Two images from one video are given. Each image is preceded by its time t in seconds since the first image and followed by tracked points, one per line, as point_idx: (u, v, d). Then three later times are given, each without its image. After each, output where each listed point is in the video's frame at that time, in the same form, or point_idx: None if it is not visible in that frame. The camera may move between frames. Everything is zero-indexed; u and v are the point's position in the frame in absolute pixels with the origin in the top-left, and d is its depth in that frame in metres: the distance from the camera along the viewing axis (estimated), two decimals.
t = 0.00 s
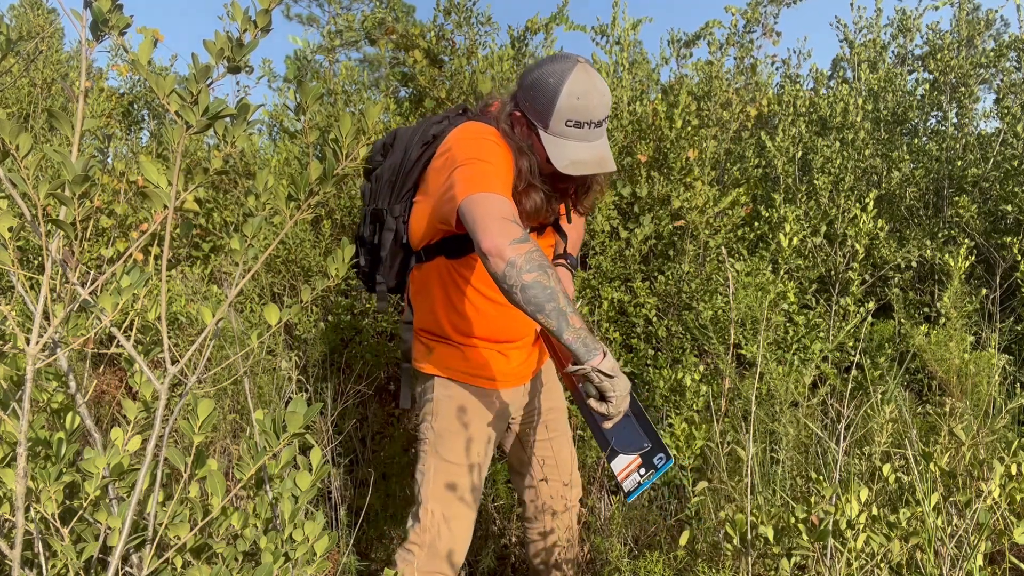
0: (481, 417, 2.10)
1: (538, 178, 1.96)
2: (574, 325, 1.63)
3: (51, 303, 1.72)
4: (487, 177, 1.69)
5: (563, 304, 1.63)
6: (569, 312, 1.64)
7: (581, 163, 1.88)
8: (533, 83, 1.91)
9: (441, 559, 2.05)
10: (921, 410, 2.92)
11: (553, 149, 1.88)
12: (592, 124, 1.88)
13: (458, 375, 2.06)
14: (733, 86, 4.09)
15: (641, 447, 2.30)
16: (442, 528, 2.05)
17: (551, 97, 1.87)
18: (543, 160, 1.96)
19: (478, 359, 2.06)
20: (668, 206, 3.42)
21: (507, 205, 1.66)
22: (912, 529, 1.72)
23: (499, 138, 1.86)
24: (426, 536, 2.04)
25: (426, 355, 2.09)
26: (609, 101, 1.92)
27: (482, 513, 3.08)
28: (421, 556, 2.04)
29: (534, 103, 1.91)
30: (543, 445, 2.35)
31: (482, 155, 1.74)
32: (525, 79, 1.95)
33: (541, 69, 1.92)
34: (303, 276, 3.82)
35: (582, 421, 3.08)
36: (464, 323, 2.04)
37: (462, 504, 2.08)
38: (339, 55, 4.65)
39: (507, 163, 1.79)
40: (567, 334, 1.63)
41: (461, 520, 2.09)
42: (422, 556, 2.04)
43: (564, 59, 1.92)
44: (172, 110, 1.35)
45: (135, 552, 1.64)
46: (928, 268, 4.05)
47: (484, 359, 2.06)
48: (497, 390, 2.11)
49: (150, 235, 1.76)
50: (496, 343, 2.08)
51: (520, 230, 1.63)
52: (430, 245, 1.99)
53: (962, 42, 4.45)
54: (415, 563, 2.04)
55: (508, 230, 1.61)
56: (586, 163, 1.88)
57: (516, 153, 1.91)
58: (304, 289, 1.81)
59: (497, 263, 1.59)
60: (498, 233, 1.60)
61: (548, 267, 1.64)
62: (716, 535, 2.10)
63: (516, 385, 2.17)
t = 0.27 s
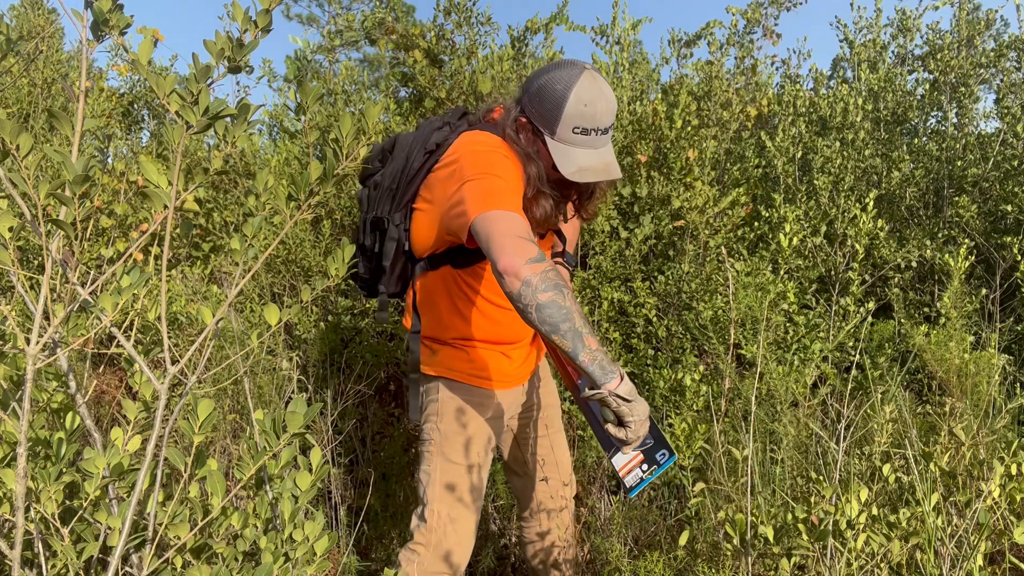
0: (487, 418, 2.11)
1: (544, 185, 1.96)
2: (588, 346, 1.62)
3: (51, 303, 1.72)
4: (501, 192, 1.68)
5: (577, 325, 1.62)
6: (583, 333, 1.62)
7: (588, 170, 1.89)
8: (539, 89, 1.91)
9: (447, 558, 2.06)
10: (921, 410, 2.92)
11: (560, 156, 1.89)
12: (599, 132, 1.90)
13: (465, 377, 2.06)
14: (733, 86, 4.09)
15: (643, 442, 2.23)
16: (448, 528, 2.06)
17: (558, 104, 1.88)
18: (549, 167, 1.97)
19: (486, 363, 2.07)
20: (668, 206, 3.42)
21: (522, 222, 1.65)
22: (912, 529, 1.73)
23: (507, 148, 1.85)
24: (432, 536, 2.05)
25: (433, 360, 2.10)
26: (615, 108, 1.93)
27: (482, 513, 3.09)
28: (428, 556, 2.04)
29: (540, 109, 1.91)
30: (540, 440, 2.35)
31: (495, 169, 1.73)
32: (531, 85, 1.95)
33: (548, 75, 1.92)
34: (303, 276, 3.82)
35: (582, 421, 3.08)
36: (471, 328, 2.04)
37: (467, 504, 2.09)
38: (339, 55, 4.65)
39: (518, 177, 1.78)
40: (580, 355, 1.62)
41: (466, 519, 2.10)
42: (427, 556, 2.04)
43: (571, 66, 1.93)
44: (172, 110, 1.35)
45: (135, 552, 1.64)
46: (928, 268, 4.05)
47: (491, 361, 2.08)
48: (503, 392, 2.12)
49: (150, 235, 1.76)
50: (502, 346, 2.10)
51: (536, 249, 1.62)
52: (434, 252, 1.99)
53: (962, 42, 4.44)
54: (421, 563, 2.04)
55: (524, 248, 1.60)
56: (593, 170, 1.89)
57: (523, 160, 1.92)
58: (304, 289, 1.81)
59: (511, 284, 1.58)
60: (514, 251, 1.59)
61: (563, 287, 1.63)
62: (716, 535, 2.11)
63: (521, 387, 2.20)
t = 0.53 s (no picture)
0: (485, 420, 2.12)
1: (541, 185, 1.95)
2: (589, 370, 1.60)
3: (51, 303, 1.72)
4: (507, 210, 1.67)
5: (577, 352, 1.60)
6: (581, 359, 1.61)
7: (585, 169, 1.88)
8: (534, 89, 1.91)
9: (445, 557, 2.07)
10: (921, 410, 2.92)
11: (556, 156, 1.88)
12: (595, 130, 1.89)
13: (462, 378, 2.06)
14: (733, 86, 4.09)
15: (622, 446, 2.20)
16: (445, 528, 2.07)
17: (553, 104, 1.87)
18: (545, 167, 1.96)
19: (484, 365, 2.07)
20: (668, 206, 3.42)
21: (529, 243, 1.64)
22: (912, 529, 1.72)
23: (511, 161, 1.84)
24: (429, 536, 2.06)
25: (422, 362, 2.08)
26: (611, 107, 1.92)
27: (482, 513, 3.09)
28: (425, 556, 2.05)
29: (536, 110, 1.91)
30: (533, 438, 2.34)
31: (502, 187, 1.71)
32: (526, 87, 1.95)
33: (543, 75, 1.92)
34: (303, 276, 3.82)
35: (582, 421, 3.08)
36: (465, 332, 2.05)
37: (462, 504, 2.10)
38: (339, 55, 4.65)
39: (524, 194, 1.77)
40: (580, 382, 1.60)
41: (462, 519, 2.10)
42: (423, 556, 2.05)
43: (565, 66, 1.93)
44: (172, 110, 1.35)
45: (135, 552, 1.64)
46: (928, 268, 4.05)
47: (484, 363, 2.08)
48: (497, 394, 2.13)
49: (149, 234, 1.76)
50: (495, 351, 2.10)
51: (541, 273, 1.61)
52: (434, 254, 1.99)
53: (962, 42, 4.44)
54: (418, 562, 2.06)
55: (527, 273, 1.60)
56: (589, 168, 1.88)
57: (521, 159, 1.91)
58: (304, 289, 1.81)
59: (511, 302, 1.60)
60: (519, 277, 1.59)
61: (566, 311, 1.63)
62: (716, 535, 2.11)
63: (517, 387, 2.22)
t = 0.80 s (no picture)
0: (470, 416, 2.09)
1: (511, 162, 1.87)
2: (445, 360, 1.68)
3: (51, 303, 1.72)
4: (411, 206, 1.74)
5: (429, 346, 1.69)
6: (438, 351, 1.68)
7: (578, 129, 1.85)
8: (524, 57, 1.89)
9: (430, 557, 2.02)
10: (921, 410, 2.92)
11: (550, 119, 1.84)
12: (585, 94, 1.88)
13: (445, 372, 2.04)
14: (733, 86, 4.08)
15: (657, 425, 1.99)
16: (429, 526, 2.02)
17: (545, 68, 1.85)
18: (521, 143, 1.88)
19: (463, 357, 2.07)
20: (668, 206, 3.42)
21: (416, 242, 1.72)
22: (912, 529, 1.73)
23: (470, 159, 1.81)
24: (414, 533, 2.02)
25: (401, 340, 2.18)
26: (597, 76, 1.93)
27: (482, 513, 3.08)
28: (411, 554, 2.02)
29: (526, 76, 1.87)
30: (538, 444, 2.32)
31: (416, 183, 1.76)
32: (516, 58, 1.92)
33: (532, 45, 1.91)
34: (303, 276, 3.82)
35: (582, 422, 3.08)
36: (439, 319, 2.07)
37: (450, 503, 2.05)
38: (339, 55, 4.65)
39: (452, 190, 1.77)
40: (444, 368, 1.68)
41: (451, 519, 2.06)
42: (410, 555, 2.02)
43: (552, 37, 1.93)
44: (172, 110, 1.35)
45: (135, 552, 1.64)
46: (928, 268, 4.05)
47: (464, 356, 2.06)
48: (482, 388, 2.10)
49: (149, 234, 1.76)
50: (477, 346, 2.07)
51: (404, 271, 1.71)
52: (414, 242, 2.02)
53: (962, 42, 4.44)
54: (404, 560, 2.03)
55: (395, 269, 1.73)
56: (582, 131, 1.85)
57: (495, 135, 1.87)
58: (303, 289, 1.81)
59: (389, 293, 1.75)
60: (390, 272, 1.74)
61: (424, 307, 1.71)
62: (716, 535, 2.11)
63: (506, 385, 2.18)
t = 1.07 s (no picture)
0: (466, 414, 2.07)
1: (489, 142, 1.95)
2: (482, 324, 1.87)
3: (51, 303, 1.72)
4: (395, 219, 1.83)
5: (461, 325, 1.87)
6: (472, 324, 1.88)
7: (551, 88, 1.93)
8: (489, 38, 2.01)
9: (426, 556, 2.02)
10: (921, 410, 2.92)
11: (521, 84, 1.93)
12: (553, 57, 1.96)
13: (440, 371, 2.04)
14: (733, 86, 4.08)
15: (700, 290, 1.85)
16: (425, 525, 2.02)
17: (509, 41, 1.95)
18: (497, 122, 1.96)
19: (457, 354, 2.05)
20: (668, 206, 3.42)
21: (410, 250, 1.84)
22: (912, 529, 1.73)
23: (445, 155, 1.87)
24: (410, 532, 2.02)
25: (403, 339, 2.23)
26: (562, 43, 2.02)
27: (482, 513, 3.09)
28: (408, 554, 2.02)
29: (493, 54, 1.98)
30: (542, 447, 2.32)
31: (396, 196, 1.84)
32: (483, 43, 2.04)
33: (496, 27, 2.02)
34: (303, 276, 3.82)
35: (582, 422, 3.08)
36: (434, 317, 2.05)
37: (446, 502, 2.05)
38: (339, 55, 4.65)
39: (434, 189, 1.85)
40: (486, 329, 1.88)
41: (447, 518, 2.05)
42: (406, 555, 2.02)
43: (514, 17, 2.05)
44: (172, 110, 1.35)
45: (135, 552, 1.64)
46: (928, 268, 4.05)
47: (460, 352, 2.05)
48: (479, 386, 2.08)
49: (149, 234, 1.75)
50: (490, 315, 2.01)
51: (406, 281, 1.84)
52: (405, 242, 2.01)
53: (962, 42, 4.44)
54: (400, 559, 2.02)
55: (397, 281, 1.85)
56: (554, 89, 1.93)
57: (472, 117, 1.96)
58: (304, 289, 1.81)
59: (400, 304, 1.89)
60: (393, 285, 1.87)
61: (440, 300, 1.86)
62: (716, 535, 2.11)
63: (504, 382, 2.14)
